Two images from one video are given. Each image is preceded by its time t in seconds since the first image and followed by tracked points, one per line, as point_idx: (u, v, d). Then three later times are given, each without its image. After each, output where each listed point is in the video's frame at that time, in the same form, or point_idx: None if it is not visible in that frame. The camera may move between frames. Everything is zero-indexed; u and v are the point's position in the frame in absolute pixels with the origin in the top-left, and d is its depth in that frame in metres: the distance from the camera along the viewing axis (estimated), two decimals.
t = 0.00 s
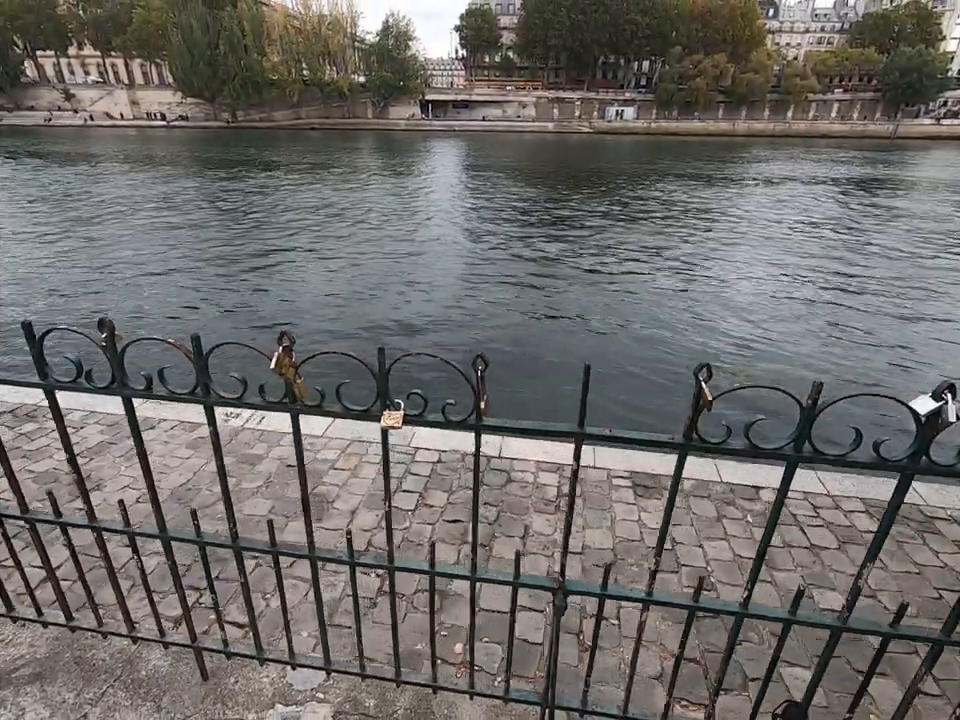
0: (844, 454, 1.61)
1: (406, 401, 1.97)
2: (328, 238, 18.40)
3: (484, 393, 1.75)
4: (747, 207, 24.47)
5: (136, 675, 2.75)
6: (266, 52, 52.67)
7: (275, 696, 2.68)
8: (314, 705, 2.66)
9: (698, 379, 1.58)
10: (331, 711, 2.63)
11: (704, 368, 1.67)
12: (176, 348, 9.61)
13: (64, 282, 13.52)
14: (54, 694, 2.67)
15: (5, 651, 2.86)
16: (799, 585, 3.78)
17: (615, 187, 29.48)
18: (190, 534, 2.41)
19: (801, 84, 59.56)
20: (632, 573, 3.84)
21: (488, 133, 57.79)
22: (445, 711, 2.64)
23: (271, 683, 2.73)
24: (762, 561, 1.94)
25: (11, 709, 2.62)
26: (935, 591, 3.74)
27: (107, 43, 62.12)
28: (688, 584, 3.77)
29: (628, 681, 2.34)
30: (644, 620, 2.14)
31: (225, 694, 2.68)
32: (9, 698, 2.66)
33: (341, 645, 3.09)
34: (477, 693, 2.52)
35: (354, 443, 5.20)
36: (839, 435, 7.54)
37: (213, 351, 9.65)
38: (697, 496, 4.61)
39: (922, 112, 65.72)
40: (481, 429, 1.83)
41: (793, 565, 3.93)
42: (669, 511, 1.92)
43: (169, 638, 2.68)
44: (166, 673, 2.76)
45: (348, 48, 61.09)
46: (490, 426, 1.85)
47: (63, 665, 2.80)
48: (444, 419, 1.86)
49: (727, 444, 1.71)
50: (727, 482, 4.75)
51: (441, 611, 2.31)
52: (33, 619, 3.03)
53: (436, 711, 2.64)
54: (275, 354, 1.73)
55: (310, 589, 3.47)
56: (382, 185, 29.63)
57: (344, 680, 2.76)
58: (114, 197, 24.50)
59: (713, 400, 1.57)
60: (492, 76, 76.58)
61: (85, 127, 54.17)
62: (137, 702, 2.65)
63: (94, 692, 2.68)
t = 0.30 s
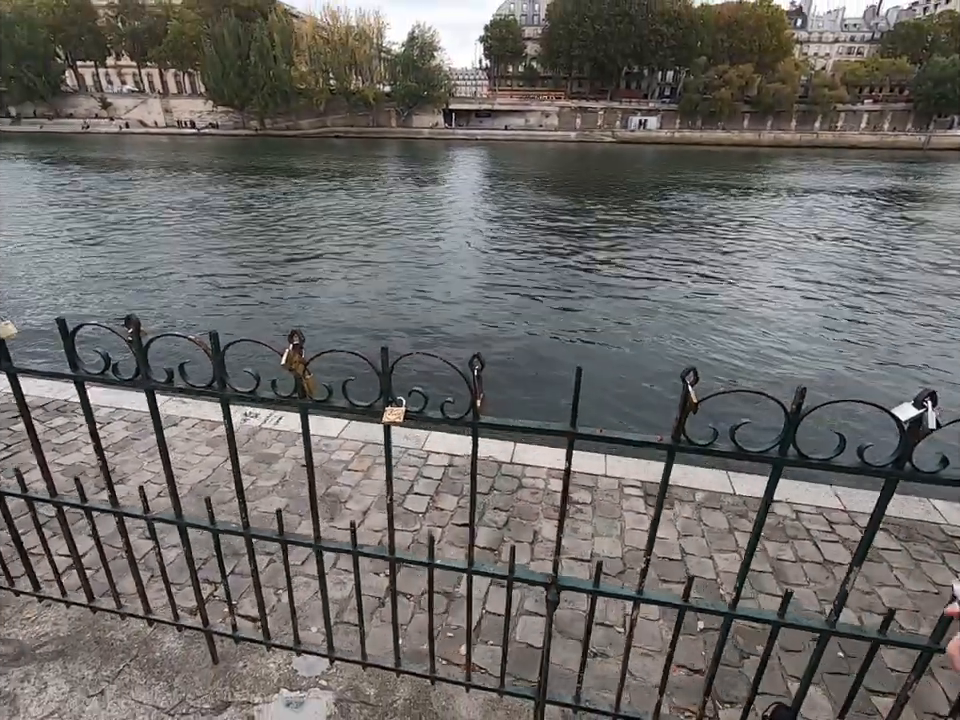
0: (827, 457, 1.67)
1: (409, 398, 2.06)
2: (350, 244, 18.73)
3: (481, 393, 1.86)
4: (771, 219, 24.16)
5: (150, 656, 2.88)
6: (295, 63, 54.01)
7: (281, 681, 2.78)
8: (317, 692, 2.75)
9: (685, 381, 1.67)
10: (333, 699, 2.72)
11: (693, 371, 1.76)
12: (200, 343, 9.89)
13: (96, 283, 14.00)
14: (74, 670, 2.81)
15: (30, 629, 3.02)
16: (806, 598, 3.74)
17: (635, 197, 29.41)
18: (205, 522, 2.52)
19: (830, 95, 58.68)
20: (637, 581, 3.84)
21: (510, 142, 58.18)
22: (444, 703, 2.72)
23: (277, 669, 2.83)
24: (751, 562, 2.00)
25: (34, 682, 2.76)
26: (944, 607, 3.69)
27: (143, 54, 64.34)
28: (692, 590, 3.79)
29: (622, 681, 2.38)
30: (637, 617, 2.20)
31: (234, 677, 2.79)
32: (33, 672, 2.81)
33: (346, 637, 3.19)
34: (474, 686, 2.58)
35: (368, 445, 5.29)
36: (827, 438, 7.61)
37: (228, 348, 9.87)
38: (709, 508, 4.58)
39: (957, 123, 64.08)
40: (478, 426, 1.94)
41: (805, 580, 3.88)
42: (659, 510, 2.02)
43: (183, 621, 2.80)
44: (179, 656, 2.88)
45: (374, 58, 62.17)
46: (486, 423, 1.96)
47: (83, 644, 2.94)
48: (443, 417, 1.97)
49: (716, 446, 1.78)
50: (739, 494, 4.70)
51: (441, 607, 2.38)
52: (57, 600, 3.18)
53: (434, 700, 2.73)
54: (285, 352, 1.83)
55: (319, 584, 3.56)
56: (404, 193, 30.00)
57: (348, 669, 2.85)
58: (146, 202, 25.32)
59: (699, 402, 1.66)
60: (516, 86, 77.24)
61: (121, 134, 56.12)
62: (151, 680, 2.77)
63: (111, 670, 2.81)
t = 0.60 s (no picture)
0: (816, 455, 1.78)
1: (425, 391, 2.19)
2: (373, 251, 19.10)
3: (492, 387, 2.01)
4: (798, 231, 23.78)
5: (180, 630, 3.08)
6: (325, 75, 55.37)
7: (300, 659, 2.95)
8: (334, 670, 2.91)
9: (680, 381, 1.81)
10: (348, 676, 2.88)
11: (689, 372, 1.90)
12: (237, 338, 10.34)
13: (131, 284, 14.56)
14: (112, 639, 3.04)
15: (72, 600, 3.26)
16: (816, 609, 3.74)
17: (659, 208, 29.33)
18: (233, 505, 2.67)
19: (862, 106, 57.72)
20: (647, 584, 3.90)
21: (535, 152, 58.56)
22: (451, 684, 2.85)
23: (297, 647, 3.01)
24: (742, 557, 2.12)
25: (76, 649, 2.99)
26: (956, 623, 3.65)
27: (180, 65, 66.76)
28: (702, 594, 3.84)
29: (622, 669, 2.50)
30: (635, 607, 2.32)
31: (257, 653, 2.97)
32: (75, 639, 3.04)
33: (361, 622, 3.35)
34: (481, 667, 2.69)
35: (386, 446, 5.41)
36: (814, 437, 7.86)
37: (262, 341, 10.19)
38: (724, 519, 4.57)
39: None
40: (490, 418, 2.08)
41: (817, 594, 3.87)
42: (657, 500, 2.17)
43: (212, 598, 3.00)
44: (207, 630, 3.08)
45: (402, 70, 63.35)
46: (496, 417, 2.10)
47: (119, 616, 3.16)
48: (458, 409, 2.09)
49: (712, 443, 1.89)
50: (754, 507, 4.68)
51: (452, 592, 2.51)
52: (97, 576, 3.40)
53: (442, 680, 2.87)
54: (315, 345, 1.95)
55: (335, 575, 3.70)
56: (428, 202, 30.40)
57: (362, 650, 3.01)
58: (179, 208, 26.18)
59: (692, 400, 1.80)
60: (541, 97, 77.81)
61: (157, 143, 58.16)
62: (181, 652, 2.97)
63: (145, 641, 3.02)
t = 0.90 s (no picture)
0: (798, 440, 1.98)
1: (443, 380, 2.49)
2: (387, 261, 19.45)
3: (505, 374, 2.29)
4: (812, 246, 23.78)
5: (212, 603, 3.26)
6: (343, 89, 56.70)
7: (322, 632, 3.12)
8: (353, 642, 3.08)
9: (675, 370, 2.05)
10: (367, 648, 3.04)
11: (684, 363, 2.14)
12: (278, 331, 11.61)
13: (153, 290, 14.99)
14: (149, 610, 3.22)
15: (112, 574, 3.45)
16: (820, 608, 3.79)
17: (671, 221, 29.47)
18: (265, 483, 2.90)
19: (878, 122, 57.64)
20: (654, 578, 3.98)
21: (548, 165, 59.15)
22: (463, 658, 3.00)
23: (319, 621, 3.18)
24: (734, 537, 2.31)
25: (117, 617, 3.18)
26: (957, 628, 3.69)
27: (203, 79, 68.67)
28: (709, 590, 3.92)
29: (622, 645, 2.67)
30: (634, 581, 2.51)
31: (282, 625, 3.14)
32: (115, 608, 3.23)
33: (378, 602, 3.51)
34: (492, 641, 2.84)
35: (399, 449, 5.54)
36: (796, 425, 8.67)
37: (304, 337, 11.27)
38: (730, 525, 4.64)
39: None
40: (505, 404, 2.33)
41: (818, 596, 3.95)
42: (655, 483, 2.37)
43: (241, 573, 3.19)
44: (236, 605, 3.26)
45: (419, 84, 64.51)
46: (509, 402, 2.36)
47: (155, 590, 3.35)
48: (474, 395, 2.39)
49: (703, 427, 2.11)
50: (761, 514, 4.74)
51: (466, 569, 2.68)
52: (135, 553, 3.60)
53: (455, 653, 3.02)
54: (349, 337, 2.32)
55: (351, 562, 3.85)
56: (442, 213, 30.81)
57: (380, 624, 3.18)
58: (199, 217, 26.86)
59: (687, 388, 2.04)
60: (555, 112, 78.76)
61: (179, 153, 59.72)
62: (213, 623, 3.15)
63: (178, 612, 3.20)
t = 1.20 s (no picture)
0: (778, 439, 2.10)
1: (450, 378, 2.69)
2: (388, 272, 19.62)
3: (508, 375, 2.40)
4: (810, 265, 24.07)
5: (220, 593, 3.32)
6: (349, 103, 57.25)
7: (325, 621, 3.18)
8: (355, 631, 3.13)
9: (664, 370, 2.17)
10: (369, 638, 3.09)
11: (672, 366, 2.27)
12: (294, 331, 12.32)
13: (157, 296, 15.09)
14: (159, 599, 3.28)
15: (123, 563, 3.50)
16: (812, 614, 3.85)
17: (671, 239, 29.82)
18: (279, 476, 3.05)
19: (875, 145, 58.58)
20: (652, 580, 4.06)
21: (550, 181, 59.85)
22: (462, 650, 3.05)
23: (323, 612, 3.24)
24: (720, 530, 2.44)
25: (127, 605, 3.24)
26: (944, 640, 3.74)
27: (210, 89, 69.50)
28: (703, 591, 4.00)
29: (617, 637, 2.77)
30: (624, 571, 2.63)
31: (287, 614, 3.20)
32: (126, 597, 3.29)
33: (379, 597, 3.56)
34: (492, 632, 2.91)
35: (399, 456, 5.62)
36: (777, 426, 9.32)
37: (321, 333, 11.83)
38: (724, 538, 4.70)
39: None
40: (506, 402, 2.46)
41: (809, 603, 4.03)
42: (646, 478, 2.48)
43: (250, 564, 3.26)
44: (243, 595, 3.32)
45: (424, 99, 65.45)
46: (513, 400, 2.48)
47: (164, 580, 3.40)
48: (477, 392, 2.57)
49: (692, 425, 2.22)
50: (754, 526, 4.82)
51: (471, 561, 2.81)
52: (147, 544, 3.67)
53: (454, 643, 3.08)
54: (362, 337, 2.62)
55: (353, 559, 3.91)
56: (444, 226, 31.08)
57: (381, 615, 3.24)
58: (203, 224, 27.08)
59: (675, 389, 2.16)
60: (557, 129, 79.88)
61: (184, 162, 60.25)
62: (221, 611, 3.21)
63: (188, 601, 3.26)
